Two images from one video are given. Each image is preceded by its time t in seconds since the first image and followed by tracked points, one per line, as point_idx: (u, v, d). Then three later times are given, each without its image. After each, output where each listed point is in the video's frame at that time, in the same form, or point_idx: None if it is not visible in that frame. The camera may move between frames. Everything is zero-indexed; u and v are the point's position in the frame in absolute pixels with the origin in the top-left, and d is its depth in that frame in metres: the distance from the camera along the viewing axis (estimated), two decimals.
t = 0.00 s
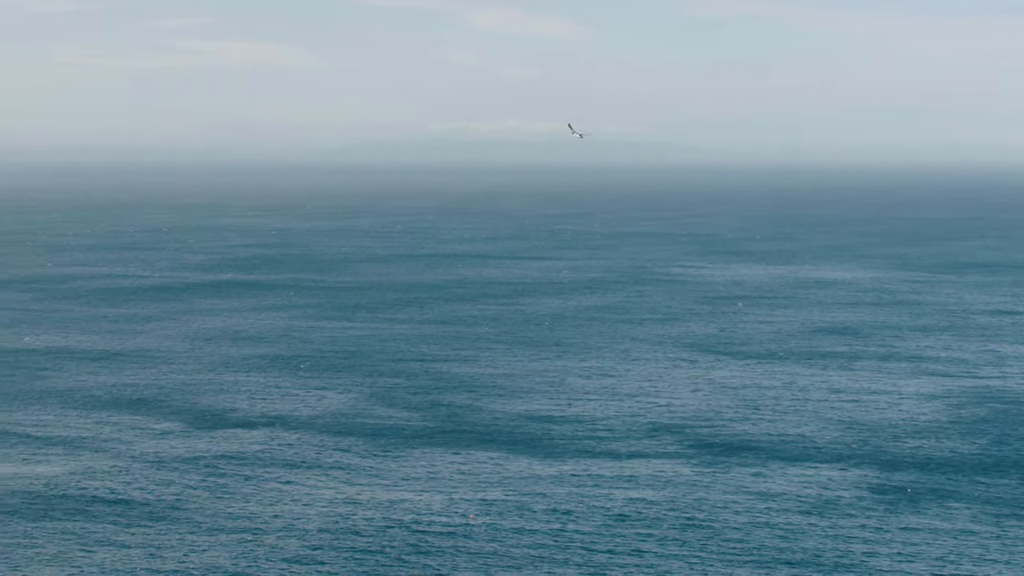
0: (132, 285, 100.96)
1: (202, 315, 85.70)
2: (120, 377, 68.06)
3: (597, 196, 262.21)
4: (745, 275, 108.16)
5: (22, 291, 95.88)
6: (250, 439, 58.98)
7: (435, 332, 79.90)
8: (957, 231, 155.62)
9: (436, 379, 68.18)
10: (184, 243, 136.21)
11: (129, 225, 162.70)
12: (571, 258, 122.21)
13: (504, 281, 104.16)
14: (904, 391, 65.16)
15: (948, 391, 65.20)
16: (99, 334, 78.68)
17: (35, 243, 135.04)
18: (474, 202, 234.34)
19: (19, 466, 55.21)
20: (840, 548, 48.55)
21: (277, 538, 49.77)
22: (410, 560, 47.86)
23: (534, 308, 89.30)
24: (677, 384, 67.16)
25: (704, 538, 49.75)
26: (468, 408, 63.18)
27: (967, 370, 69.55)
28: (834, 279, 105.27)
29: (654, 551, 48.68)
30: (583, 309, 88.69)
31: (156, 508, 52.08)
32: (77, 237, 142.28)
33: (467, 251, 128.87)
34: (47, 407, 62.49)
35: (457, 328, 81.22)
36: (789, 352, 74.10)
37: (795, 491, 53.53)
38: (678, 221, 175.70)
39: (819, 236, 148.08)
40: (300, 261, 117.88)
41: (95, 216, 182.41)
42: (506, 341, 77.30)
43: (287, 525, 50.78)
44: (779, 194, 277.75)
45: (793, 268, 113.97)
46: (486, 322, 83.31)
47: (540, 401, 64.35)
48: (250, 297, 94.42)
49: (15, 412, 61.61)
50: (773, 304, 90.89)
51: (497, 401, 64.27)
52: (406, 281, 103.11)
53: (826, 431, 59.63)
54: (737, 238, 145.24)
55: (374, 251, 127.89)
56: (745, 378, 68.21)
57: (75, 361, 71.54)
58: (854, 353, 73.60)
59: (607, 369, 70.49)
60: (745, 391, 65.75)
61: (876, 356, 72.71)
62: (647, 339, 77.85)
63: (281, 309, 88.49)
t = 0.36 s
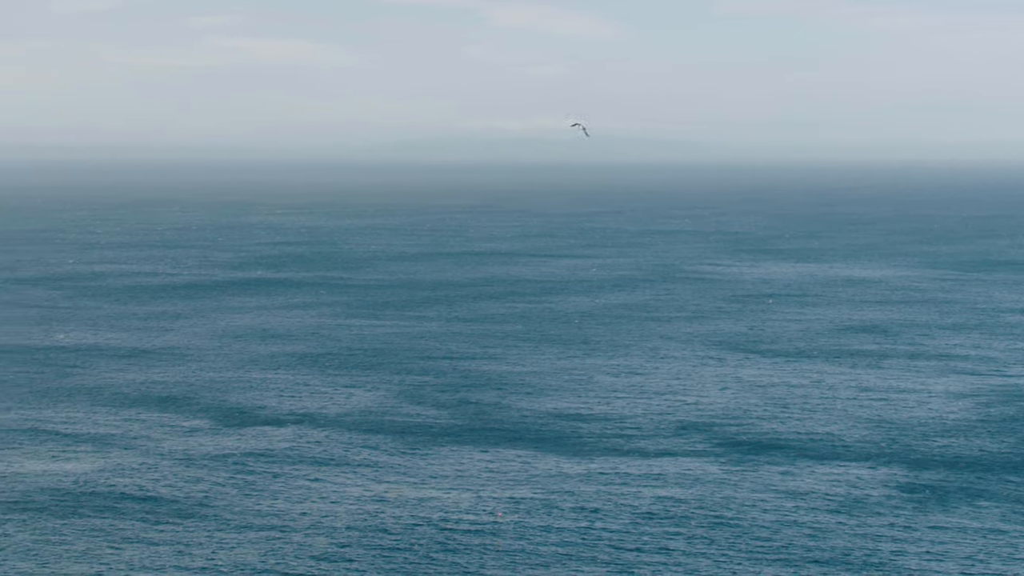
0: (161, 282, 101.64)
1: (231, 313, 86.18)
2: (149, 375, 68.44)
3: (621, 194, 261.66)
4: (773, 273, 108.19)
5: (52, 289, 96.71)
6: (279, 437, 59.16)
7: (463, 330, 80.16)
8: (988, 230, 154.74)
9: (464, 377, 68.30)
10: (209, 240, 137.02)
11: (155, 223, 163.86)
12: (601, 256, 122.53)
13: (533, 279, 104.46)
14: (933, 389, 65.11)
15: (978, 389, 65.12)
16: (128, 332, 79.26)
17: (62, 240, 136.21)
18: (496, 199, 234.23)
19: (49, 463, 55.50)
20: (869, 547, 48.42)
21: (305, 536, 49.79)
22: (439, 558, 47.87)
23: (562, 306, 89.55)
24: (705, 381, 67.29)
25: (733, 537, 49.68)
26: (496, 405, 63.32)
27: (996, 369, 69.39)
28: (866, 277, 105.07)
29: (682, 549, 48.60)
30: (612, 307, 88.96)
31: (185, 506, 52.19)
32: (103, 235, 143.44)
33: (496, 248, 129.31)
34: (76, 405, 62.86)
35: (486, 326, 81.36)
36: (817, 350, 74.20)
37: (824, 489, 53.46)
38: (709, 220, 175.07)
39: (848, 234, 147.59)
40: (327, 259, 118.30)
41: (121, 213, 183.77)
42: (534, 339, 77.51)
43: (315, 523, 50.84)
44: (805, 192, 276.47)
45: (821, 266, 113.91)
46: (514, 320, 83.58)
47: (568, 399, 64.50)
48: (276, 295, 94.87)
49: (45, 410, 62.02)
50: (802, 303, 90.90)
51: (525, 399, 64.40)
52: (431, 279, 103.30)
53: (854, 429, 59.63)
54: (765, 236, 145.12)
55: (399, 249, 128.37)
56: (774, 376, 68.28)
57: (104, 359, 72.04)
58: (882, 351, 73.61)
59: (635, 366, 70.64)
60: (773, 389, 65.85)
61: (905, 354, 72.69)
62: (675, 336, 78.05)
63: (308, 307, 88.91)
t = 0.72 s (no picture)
0: (188, 279, 102.32)
1: (257, 312, 86.68)
2: (175, 373, 68.78)
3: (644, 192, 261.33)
4: (800, 271, 108.16)
5: (79, 286, 97.50)
6: (305, 434, 59.37)
7: (489, 328, 80.38)
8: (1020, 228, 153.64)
9: (489, 375, 68.47)
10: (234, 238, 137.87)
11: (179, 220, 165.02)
12: (628, 254, 122.67)
13: (559, 277, 104.67)
14: (960, 388, 64.99)
15: (1006, 388, 64.97)
16: (156, 329, 79.82)
17: (89, 237, 137.42)
18: (518, 197, 234.49)
19: (76, 460, 55.81)
20: (896, 546, 48.30)
21: (331, 533, 49.83)
22: (466, 556, 47.86)
23: (589, 304, 89.73)
24: (732, 380, 67.39)
25: (759, 535, 49.61)
26: (522, 403, 63.44)
27: None
28: (894, 275, 104.94)
29: (708, 547, 48.55)
30: (638, 305, 89.15)
31: (211, 503, 52.30)
32: (129, 232, 144.64)
33: (521, 246, 129.54)
34: (102, 403, 63.22)
35: (512, 324, 81.54)
36: (843, 349, 74.22)
37: (850, 488, 53.40)
38: (735, 218, 174.78)
39: (876, 232, 147.24)
40: (352, 257, 118.78)
41: (146, 211, 185.17)
42: (560, 338, 77.71)
43: (341, 520, 50.90)
44: (830, 189, 275.84)
45: (849, 264, 113.77)
46: (540, 318, 83.79)
47: (595, 397, 64.62)
48: (301, 293, 95.31)
49: (72, 407, 62.43)
50: (829, 300, 90.97)
51: (552, 397, 64.53)
52: (456, 277, 103.57)
53: (880, 428, 59.58)
54: (792, 234, 144.91)
55: (423, 247, 128.75)
56: (800, 374, 68.36)
57: (131, 356, 72.48)
58: (909, 350, 73.54)
59: (661, 364, 70.72)
60: (799, 387, 65.88)
61: (932, 352, 72.59)
62: (701, 335, 78.20)
63: (333, 305, 89.30)
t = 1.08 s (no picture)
0: (213, 276, 102.88)
1: (280, 310, 87.06)
2: (198, 370, 69.08)
3: (665, 190, 260.92)
4: (825, 269, 108.15)
5: (105, 283, 98.14)
6: (329, 432, 59.56)
7: (513, 326, 80.66)
8: None
9: (513, 373, 68.59)
10: (256, 235, 138.50)
11: (201, 217, 165.87)
12: (652, 251, 122.76)
13: (584, 274, 104.85)
14: (985, 386, 64.92)
15: None
16: (181, 327, 80.36)
17: (114, 234, 138.30)
18: (538, 194, 234.51)
19: (101, 457, 56.02)
20: (920, 544, 48.18)
21: (354, 531, 49.86)
22: (490, 553, 47.84)
23: (614, 301, 89.94)
24: (755, 377, 67.51)
25: (783, 533, 49.52)
26: (546, 401, 63.60)
27: None
28: (921, 273, 104.67)
29: (731, 545, 48.48)
30: (662, 302, 89.35)
31: (235, 500, 52.42)
32: (153, 230, 145.49)
33: (544, 244, 129.64)
34: (126, 400, 63.53)
35: (535, 322, 81.71)
36: (867, 347, 74.31)
37: (874, 486, 53.32)
38: (760, 215, 174.44)
39: (902, 230, 146.70)
40: (377, 254, 119.28)
41: (171, 208, 186.26)
42: (583, 336, 77.92)
43: (364, 518, 50.93)
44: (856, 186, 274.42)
45: (874, 262, 113.65)
46: (565, 316, 84.05)
47: (618, 394, 64.73)
48: (324, 290, 95.75)
49: (97, 404, 62.77)
50: (854, 298, 91.01)
51: (575, 394, 64.68)
52: (480, 275, 103.77)
53: (904, 425, 59.55)
54: (817, 231, 144.76)
55: (446, 244, 129.17)
56: (824, 372, 68.38)
57: (155, 353, 72.85)
58: (933, 347, 73.51)
59: (685, 362, 70.84)
60: (823, 385, 65.97)
61: (957, 350, 72.55)
62: (725, 332, 78.37)
63: (357, 303, 89.66)
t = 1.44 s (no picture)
0: (233, 273, 103.35)
1: (301, 307, 87.47)
2: (218, 367, 69.36)
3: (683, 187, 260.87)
4: (846, 266, 108.21)
5: (126, 280, 98.68)
6: (349, 429, 59.75)
7: (533, 323, 80.92)
8: None
9: (533, 370, 68.77)
10: (275, 231, 139.07)
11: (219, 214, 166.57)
12: (671, 248, 122.93)
13: (605, 272, 105.09)
14: (1006, 384, 64.88)
15: None
16: (203, 323, 80.95)
17: (134, 231, 139.03)
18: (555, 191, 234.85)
19: (122, 453, 56.24)
20: (942, 542, 48.07)
21: (375, 527, 49.89)
22: (510, 550, 47.81)
23: (635, 298, 90.21)
24: (775, 375, 67.69)
25: (804, 530, 49.46)
26: (566, 398, 63.79)
27: None
28: (943, 271, 104.61)
29: (751, 542, 48.44)
30: (683, 299, 89.59)
31: (256, 496, 52.52)
32: (174, 226, 146.24)
33: (563, 241, 129.90)
34: (147, 397, 63.81)
35: (555, 320, 81.94)
36: (887, 344, 74.35)
37: (894, 484, 53.22)
38: (780, 212, 174.41)
39: (924, 227, 146.56)
40: (396, 251, 119.69)
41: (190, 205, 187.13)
42: (603, 333, 78.14)
43: (384, 514, 50.99)
44: (878, 184, 272.87)
45: (895, 259, 113.61)
46: (585, 314, 84.34)
47: (639, 392, 64.88)
48: (344, 287, 96.16)
49: (118, 402, 63.06)
50: (875, 295, 91.05)
51: (596, 392, 64.84)
52: (501, 272, 104.03)
53: (925, 423, 59.53)
54: (839, 229, 144.56)
55: (465, 241, 129.50)
56: (844, 370, 68.49)
57: (175, 350, 73.22)
58: (955, 344, 73.50)
59: (705, 359, 71.03)
60: (843, 383, 66.05)
61: (979, 348, 72.51)
62: (745, 329, 78.57)
63: (377, 301, 90.03)
